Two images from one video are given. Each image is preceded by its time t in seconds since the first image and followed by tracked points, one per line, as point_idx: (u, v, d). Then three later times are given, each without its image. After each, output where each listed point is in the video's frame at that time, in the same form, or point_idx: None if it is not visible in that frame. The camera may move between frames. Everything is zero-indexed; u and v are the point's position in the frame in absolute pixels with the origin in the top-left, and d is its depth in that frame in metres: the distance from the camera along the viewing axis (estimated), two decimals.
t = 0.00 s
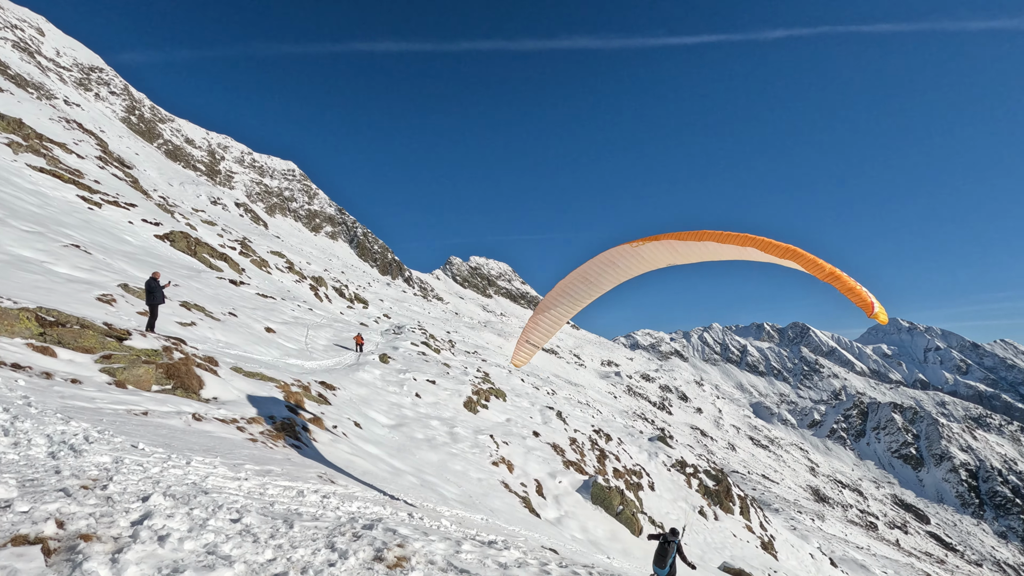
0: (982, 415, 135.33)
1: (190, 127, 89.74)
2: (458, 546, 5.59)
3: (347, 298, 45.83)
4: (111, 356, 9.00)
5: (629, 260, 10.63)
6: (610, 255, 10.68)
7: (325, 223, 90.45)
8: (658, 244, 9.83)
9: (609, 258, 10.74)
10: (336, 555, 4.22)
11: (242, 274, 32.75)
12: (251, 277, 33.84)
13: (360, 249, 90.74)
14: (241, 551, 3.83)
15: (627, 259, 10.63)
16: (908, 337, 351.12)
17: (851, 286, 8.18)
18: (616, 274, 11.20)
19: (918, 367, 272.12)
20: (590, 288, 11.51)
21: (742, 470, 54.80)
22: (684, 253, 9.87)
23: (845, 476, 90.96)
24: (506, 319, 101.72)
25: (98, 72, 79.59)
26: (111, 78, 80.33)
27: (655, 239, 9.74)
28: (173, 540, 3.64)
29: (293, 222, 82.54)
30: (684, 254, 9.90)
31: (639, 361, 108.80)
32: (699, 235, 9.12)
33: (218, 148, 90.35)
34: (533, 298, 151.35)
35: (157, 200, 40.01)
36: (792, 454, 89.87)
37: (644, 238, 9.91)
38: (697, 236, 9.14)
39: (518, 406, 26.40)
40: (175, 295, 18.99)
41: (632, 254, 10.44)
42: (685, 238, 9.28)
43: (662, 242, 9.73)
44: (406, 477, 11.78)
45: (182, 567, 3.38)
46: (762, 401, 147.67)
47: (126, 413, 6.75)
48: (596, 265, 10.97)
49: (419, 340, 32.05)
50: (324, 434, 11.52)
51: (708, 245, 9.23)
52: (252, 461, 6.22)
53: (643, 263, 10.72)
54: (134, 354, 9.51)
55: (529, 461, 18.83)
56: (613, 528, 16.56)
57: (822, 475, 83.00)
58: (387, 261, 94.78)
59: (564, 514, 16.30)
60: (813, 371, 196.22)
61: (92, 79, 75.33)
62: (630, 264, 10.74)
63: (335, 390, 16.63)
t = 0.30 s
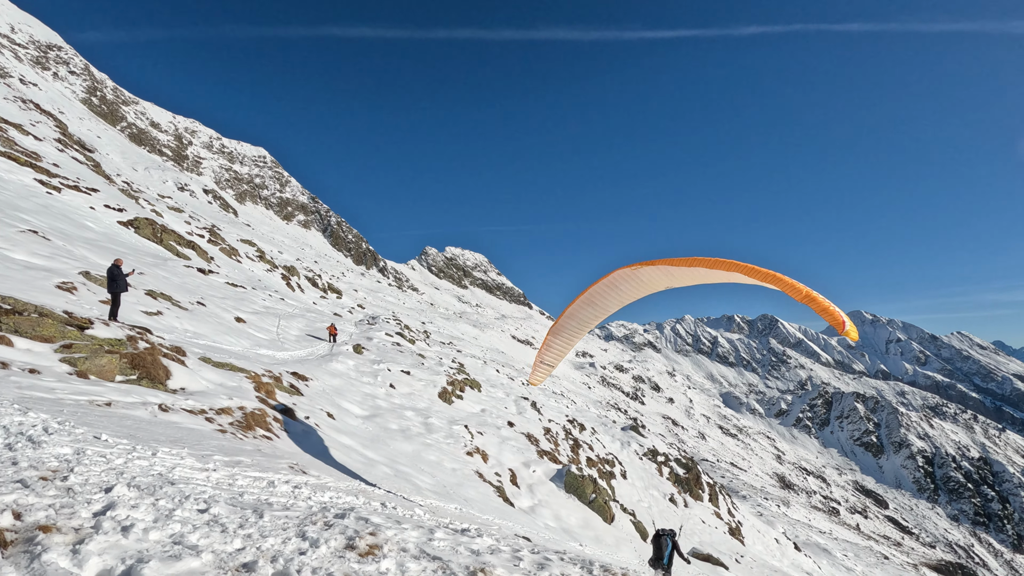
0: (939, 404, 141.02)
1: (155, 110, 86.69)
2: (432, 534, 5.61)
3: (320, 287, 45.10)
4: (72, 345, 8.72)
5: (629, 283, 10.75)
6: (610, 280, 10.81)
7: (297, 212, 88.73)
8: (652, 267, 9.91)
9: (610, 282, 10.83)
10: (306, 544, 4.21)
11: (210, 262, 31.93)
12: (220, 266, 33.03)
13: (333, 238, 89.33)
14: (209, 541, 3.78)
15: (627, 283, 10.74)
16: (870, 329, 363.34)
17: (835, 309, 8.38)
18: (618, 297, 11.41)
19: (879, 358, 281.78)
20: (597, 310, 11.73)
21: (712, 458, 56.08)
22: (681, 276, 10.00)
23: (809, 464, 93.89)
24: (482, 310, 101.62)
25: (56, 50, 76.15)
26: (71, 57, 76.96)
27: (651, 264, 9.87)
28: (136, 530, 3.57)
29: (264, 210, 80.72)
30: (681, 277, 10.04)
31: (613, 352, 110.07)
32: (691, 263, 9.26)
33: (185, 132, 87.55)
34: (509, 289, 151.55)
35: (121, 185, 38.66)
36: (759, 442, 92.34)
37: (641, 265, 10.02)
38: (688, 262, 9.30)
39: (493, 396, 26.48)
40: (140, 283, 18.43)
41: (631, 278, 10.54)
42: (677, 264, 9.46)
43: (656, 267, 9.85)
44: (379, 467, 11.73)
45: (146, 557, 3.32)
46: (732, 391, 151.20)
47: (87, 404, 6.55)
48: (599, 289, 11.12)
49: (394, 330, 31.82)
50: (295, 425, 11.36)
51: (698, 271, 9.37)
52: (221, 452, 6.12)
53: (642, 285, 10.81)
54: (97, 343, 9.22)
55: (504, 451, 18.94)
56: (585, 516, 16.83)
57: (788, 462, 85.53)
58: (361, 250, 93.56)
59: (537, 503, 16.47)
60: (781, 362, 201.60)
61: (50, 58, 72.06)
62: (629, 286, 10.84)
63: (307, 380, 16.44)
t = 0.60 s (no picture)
0: (903, 396, 145.68)
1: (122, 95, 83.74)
2: (407, 527, 5.58)
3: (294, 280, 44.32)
4: (33, 338, 8.41)
5: (634, 306, 11.01)
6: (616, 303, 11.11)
7: (271, 202, 86.96)
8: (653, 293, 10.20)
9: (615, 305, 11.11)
10: (276, 538, 4.16)
11: (180, 253, 31.12)
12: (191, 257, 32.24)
13: (309, 230, 87.88)
14: (175, 537, 3.71)
15: (632, 305, 11.01)
16: (839, 323, 372.90)
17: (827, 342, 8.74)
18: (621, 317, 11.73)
19: (847, 351, 289.72)
20: (604, 330, 11.96)
21: (686, 450, 57.05)
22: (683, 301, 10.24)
23: (779, 454, 96.28)
24: (460, 303, 101.25)
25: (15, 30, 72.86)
26: (31, 38, 73.74)
27: (653, 290, 10.14)
28: (99, 526, 3.49)
29: (236, 200, 78.88)
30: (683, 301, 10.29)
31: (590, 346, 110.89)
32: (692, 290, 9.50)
33: (154, 118, 84.95)
34: (487, 282, 151.31)
35: (86, 172, 37.33)
36: (732, 433, 94.27)
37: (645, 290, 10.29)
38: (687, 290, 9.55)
39: (470, 390, 26.47)
40: (106, 274, 17.87)
41: (635, 302, 10.82)
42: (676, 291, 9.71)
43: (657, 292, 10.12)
44: (355, 461, 11.63)
45: (108, 552, 3.24)
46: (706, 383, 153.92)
47: (50, 398, 6.35)
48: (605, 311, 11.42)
49: (370, 323, 31.50)
50: (268, 419, 11.17)
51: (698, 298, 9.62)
52: (191, 447, 6.00)
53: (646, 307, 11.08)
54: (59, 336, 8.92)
55: (481, 444, 18.96)
56: (561, 508, 16.99)
57: (758, 453, 87.50)
58: (337, 242, 92.23)
59: (513, 495, 16.55)
60: (753, 355, 206.01)
61: (9, 38, 68.94)
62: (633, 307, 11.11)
63: (281, 373, 16.19)
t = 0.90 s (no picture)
0: (872, 389, 149.81)
1: (89, 80, 80.98)
2: (386, 521, 5.58)
3: (270, 273, 43.58)
4: None
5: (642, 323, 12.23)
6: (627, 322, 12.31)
7: (246, 194, 85.34)
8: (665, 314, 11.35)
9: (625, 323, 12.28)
10: (251, 533, 4.11)
11: (151, 245, 30.32)
12: (163, 249, 31.47)
13: (285, 223, 86.41)
14: (146, 533, 3.63)
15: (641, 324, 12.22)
16: (811, 318, 381.39)
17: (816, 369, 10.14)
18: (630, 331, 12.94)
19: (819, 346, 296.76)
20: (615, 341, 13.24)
21: (662, 443, 58.03)
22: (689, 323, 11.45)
23: (753, 446, 98.35)
24: (439, 297, 100.86)
25: None
26: None
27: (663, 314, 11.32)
28: (64, 524, 3.39)
29: (210, 191, 77.14)
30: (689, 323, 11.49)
31: (569, 340, 111.64)
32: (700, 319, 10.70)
33: (123, 106, 82.44)
34: (466, 276, 150.95)
35: (51, 161, 36.08)
36: (707, 426, 95.84)
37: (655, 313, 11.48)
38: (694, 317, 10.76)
39: (449, 384, 26.43)
40: (73, 266, 17.31)
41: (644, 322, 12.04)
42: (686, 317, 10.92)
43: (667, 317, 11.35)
44: (333, 456, 11.51)
45: (76, 549, 3.16)
46: (682, 377, 156.28)
47: (14, 394, 6.15)
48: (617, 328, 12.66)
49: (348, 317, 31.19)
50: (243, 415, 10.98)
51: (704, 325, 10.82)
52: (163, 443, 5.87)
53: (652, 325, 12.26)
54: (23, 328, 8.63)
55: (460, 438, 18.96)
56: (541, 501, 17.14)
57: (733, 445, 89.25)
58: (315, 235, 90.97)
59: (492, 488, 16.62)
60: (729, 349, 209.75)
61: None
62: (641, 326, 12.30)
63: (256, 368, 15.94)
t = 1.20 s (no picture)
0: (843, 383, 153.59)
1: (56, 67, 78.31)
2: (366, 519, 5.56)
3: (247, 267, 42.81)
4: None
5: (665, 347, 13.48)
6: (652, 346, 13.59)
7: (222, 186, 83.64)
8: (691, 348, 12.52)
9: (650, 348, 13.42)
10: (229, 533, 4.05)
11: (123, 238, 29.51)
12: (135, 242, 30.68)
13: (262, 216, 84.87)
14: (118, 534, 3.55)
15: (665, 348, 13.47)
16: (786, 314, 389.49)
17: (820, 408, 12.08)
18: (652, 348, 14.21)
19: (793, 341, 302.98)
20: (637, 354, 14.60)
21: (640, 437, 58.75)
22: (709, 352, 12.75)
23: (729, 440, 100.13)
24: (419, 292, 100.25)
25: None
26: None
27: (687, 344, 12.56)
28: (33, 526, 3.30)
29: (184, 183, 75.36)
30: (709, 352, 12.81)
31: (549, 335, 112.01)
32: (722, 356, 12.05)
33: (93, 94, 79.92)
34: (447, 272, 150.26)
35: (15, 150, 34.80)
36: (685, 421, 97.12)
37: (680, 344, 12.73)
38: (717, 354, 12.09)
39: (429, 379, 26.33)
40: (40, 259, 16.77)
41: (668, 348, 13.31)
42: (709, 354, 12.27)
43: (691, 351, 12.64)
44: (311, 453, 11.38)
45: (46, 553, 3.09)
46: (660, 373, 158.21)
47: None
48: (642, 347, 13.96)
49: (326, 313, 30.80)
50: (219, 412, 10.79)
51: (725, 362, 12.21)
52: (135, 442, 5.74)
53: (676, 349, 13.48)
54: None
55: (440, 434, 18.93)
56: (521, 496, 17.24)
57: (710, 439, 90.71)
58: (293, 229, 89.60)
59: (472, 484, 16.64)
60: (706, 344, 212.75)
61: None
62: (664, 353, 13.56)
63: (232, 364, 15.66)
